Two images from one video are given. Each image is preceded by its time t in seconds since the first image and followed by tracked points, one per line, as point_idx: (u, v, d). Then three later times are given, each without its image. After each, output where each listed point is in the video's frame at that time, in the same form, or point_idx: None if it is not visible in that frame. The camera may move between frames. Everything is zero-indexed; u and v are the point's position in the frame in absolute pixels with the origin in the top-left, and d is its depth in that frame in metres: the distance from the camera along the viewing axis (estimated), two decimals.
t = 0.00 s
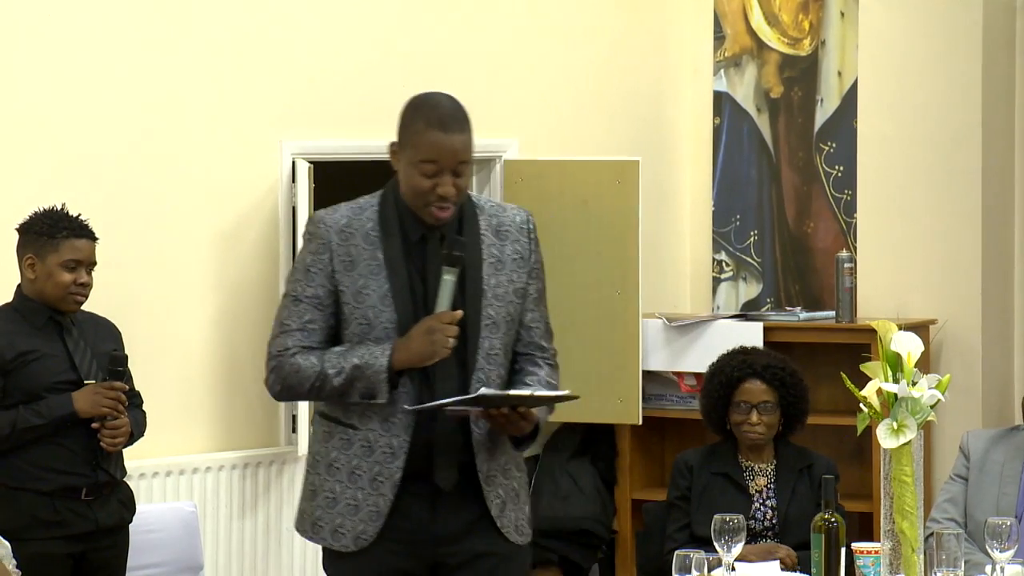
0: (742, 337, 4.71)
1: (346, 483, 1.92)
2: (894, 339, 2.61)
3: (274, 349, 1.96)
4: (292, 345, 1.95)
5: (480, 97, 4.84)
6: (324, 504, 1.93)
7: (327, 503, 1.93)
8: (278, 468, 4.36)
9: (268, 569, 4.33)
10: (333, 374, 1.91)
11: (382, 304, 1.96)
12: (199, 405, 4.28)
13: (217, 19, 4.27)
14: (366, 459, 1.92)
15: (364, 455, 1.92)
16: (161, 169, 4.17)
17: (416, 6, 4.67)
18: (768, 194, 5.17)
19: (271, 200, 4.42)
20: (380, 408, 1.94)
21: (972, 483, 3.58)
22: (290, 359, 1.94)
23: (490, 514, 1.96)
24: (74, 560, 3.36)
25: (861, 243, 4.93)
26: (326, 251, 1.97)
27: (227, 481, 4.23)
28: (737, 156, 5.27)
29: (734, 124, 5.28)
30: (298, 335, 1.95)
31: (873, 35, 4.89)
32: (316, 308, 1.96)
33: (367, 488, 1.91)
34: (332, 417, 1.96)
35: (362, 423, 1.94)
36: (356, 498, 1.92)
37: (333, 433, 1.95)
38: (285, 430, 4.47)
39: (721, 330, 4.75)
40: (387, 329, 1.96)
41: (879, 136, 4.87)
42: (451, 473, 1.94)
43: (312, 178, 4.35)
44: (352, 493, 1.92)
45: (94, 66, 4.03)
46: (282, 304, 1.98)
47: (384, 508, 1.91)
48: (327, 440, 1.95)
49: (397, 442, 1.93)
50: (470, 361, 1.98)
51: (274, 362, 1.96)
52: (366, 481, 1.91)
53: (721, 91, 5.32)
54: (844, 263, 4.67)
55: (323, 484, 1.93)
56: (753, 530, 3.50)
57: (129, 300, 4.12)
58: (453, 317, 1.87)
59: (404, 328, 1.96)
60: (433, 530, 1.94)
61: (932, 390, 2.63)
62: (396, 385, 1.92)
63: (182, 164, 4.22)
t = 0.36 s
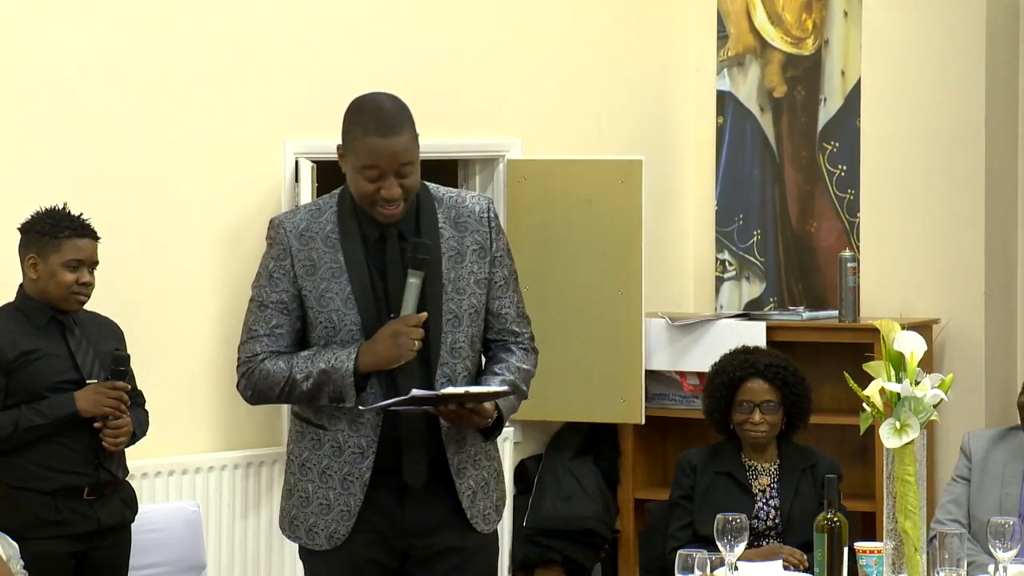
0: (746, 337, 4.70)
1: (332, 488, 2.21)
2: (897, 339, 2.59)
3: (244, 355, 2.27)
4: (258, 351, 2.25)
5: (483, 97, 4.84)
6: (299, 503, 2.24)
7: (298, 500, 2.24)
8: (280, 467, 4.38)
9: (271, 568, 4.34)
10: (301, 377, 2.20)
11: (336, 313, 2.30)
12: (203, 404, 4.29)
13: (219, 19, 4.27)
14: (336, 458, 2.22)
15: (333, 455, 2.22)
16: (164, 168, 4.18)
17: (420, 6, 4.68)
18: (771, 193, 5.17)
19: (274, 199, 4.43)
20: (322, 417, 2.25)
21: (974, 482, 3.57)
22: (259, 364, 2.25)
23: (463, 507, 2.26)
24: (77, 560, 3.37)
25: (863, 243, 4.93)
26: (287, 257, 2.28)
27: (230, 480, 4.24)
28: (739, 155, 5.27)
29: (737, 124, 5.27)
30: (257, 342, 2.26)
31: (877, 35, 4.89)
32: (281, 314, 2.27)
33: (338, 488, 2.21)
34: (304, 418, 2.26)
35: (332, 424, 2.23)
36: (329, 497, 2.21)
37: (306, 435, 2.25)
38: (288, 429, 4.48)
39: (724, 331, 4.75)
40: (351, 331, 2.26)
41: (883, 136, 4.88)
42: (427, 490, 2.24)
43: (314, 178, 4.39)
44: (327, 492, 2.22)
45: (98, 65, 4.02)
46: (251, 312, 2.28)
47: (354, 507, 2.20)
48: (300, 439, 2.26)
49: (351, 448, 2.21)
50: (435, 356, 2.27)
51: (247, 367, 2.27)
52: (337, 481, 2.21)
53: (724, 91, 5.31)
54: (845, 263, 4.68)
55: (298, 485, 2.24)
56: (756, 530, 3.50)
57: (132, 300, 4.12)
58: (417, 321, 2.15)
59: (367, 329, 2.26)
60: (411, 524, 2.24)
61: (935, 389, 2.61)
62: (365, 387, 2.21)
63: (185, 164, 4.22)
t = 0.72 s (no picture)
0: (749, 336, 4.85)
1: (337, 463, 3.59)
2: (902, 341, 3.34)
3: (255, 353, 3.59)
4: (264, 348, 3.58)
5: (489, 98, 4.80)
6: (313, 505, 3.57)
7: (320, 508, 3.57)
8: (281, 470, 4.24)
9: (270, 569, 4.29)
10: (306, 380, 3.55)
11: (349, 309, 3.69)
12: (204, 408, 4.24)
13: (217, 19, 4.27)
14: (336, 459, 3.59)
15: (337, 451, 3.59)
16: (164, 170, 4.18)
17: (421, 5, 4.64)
18: (773, 192, 5.01)
19: (276, 200, 4.34)
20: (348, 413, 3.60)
21: (977, 480, 4.16)
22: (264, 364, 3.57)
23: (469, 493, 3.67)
24: None
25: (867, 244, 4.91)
26: (291, 255, 3.73)
27: (233, 481, 4.29)
28: (744, 152, 5.04)
29: (740, 124, 5.03)
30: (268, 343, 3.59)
31: (879, 33, 4.88)
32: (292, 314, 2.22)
33: (345, 491, 3.61)
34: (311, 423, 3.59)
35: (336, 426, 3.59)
36: (329, 499, 3.58)
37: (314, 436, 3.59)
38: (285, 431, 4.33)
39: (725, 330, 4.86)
40: (350, 333, 3.68)
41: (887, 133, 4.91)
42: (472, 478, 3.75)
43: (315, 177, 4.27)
44: (332, 496, 3.59)
45: (97, 66, 4.02)
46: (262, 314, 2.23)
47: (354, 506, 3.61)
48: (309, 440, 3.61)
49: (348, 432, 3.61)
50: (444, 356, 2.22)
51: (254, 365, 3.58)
52: (340, 483, 3.61)
53: (728, 90, 5.07)
54: (847, 263, 4.87)
55: (316, 490, 3.56)
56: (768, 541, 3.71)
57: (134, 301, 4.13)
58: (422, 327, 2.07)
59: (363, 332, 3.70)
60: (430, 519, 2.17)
61: (937, 390, 3.30)
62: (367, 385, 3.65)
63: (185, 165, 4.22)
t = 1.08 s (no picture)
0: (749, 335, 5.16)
1: (475, 517, 4.61)
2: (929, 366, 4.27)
3: (304, 346, 4.33)
4: (315, 339, 4.37)
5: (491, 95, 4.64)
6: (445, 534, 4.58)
7: (447, 530, 4.57)
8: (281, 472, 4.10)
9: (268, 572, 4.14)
10: (355, 376, 4.50)
11: (394, 310, 4.68)
12: (203, 419, 3.97)
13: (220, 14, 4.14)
14: (473, 494, 4.63)
15: (474, 490, 4.64)
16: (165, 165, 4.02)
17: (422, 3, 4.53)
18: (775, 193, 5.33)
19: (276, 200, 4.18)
20: (433, 414, 4.60)
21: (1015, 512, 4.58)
22: (312, 353, 4.33)
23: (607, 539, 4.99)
24: None
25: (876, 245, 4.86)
26: (351, 252, 4.54)
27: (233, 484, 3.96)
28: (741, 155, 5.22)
29: (740, 127, 5.23)
30: (317, 334, 4.39)
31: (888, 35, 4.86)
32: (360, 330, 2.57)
33: (478, 526, 4.63)
34: (367, 424, 4.46)
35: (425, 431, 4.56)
36: (470, 534, 4.61)
37: (369, 437, 4.45)
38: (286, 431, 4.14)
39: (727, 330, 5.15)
40: (386, 325, 4.66)
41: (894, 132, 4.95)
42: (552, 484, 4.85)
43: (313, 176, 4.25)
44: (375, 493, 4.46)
45: (91, 60, 3.91)
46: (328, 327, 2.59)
47: (496, 545, 4.67)
48: (364, 441, 4.44)
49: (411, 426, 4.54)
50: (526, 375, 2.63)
51: (303, 353, 4.32)
52: (483, 520, 4.64)
53: (724, 91, 5.19)
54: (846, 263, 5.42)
55: (445, 518, 4.56)
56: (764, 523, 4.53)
57: (134, 302, 3.98)
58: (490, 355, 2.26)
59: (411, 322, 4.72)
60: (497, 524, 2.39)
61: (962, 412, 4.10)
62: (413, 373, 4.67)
63: (188, 162, 4.04)
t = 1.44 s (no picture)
0: (713, 356, 4.96)
1: (425, 500, 2.84)
2: (866, 361, 3.06)
3: (333, 376, 2.82)
4: (347, 372, 2.80)
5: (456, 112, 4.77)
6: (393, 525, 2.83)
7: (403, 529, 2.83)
8: (247, 490, 4.36)
9: None
10: (392, 402, 2.82)
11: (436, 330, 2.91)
12: (166, 421, 4.25)
13: (206, 32, 4.30)
14: (424, 496, 2.84)
15: (423, 492, 2.84)
16: (142, 175, 4.19)
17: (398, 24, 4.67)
18: (737, 219, 5.22)
19: (243, 224, 4.42)
20: (445, 437, 2.90)
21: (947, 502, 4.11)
22: (345, 387, 2.80)
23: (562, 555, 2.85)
24: None
25: (830, 266, 5.05)
26: (379, 274, 2.88)
27: (197, 503, 4.27)
28: (710, 176, 5.27)
29: (705, 146, 5.28)
30: (353, 363, 2.81)
31: (850, 63, 5.04)
32: (371, 339, 2.83)
33: (428, 528, 2.84)
34: (395, 454, 2.87)
35: (422, 458, 2.86)
36: (418, 538, 2.83)
37: (397, 469, 2.86)
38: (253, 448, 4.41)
39: (691, 351, 4.95)
40: (439, 354, 2.92)
41: (853, 155, 5.02)
42: (508, 513, 2.92)
43: (282, 201, 4.42)
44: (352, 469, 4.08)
45: (98, 68, 4.08)
46: (340, 335, 2.85)
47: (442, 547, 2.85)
48: (392, 475, 2.87)
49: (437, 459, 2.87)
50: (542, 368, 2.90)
51: (333, 389, 2.82)
52: (429, 520, 2.84)
53: (691, 113, 5.29)
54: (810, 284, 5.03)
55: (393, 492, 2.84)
56: (724, 549, 3.69)
57: (110, 304, 4.15)
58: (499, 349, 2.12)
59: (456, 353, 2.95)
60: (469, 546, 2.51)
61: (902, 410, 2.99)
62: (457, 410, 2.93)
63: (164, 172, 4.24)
